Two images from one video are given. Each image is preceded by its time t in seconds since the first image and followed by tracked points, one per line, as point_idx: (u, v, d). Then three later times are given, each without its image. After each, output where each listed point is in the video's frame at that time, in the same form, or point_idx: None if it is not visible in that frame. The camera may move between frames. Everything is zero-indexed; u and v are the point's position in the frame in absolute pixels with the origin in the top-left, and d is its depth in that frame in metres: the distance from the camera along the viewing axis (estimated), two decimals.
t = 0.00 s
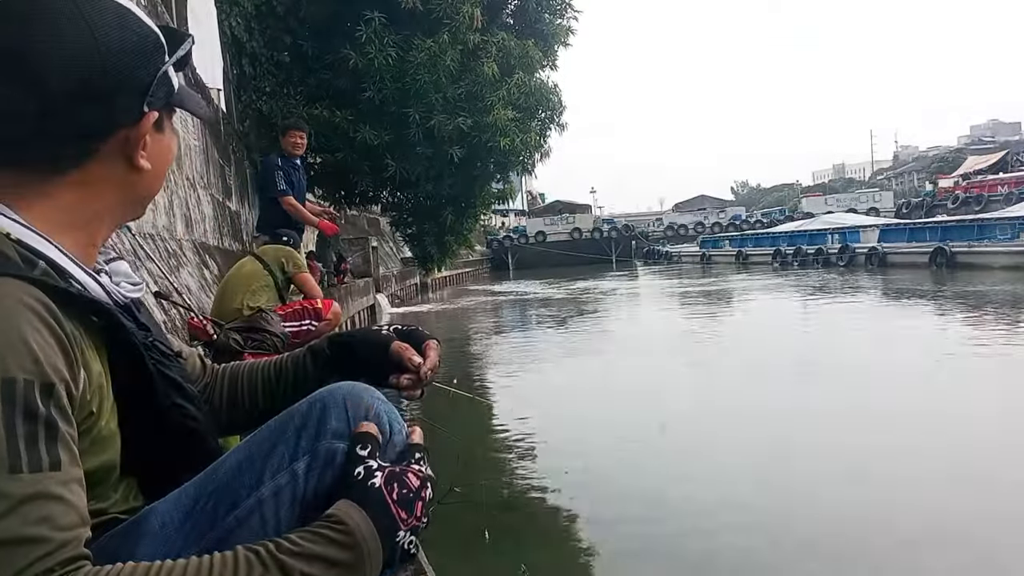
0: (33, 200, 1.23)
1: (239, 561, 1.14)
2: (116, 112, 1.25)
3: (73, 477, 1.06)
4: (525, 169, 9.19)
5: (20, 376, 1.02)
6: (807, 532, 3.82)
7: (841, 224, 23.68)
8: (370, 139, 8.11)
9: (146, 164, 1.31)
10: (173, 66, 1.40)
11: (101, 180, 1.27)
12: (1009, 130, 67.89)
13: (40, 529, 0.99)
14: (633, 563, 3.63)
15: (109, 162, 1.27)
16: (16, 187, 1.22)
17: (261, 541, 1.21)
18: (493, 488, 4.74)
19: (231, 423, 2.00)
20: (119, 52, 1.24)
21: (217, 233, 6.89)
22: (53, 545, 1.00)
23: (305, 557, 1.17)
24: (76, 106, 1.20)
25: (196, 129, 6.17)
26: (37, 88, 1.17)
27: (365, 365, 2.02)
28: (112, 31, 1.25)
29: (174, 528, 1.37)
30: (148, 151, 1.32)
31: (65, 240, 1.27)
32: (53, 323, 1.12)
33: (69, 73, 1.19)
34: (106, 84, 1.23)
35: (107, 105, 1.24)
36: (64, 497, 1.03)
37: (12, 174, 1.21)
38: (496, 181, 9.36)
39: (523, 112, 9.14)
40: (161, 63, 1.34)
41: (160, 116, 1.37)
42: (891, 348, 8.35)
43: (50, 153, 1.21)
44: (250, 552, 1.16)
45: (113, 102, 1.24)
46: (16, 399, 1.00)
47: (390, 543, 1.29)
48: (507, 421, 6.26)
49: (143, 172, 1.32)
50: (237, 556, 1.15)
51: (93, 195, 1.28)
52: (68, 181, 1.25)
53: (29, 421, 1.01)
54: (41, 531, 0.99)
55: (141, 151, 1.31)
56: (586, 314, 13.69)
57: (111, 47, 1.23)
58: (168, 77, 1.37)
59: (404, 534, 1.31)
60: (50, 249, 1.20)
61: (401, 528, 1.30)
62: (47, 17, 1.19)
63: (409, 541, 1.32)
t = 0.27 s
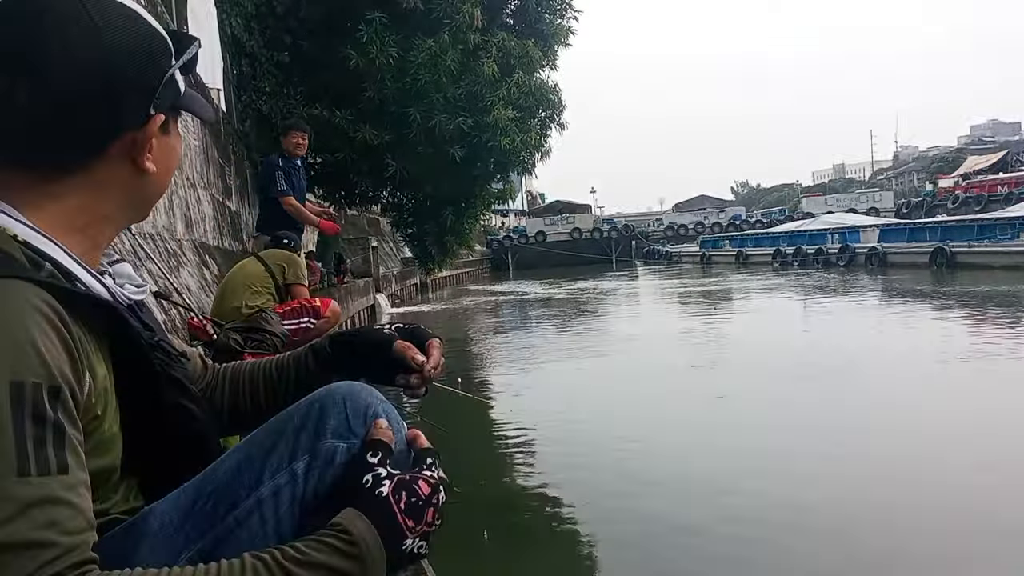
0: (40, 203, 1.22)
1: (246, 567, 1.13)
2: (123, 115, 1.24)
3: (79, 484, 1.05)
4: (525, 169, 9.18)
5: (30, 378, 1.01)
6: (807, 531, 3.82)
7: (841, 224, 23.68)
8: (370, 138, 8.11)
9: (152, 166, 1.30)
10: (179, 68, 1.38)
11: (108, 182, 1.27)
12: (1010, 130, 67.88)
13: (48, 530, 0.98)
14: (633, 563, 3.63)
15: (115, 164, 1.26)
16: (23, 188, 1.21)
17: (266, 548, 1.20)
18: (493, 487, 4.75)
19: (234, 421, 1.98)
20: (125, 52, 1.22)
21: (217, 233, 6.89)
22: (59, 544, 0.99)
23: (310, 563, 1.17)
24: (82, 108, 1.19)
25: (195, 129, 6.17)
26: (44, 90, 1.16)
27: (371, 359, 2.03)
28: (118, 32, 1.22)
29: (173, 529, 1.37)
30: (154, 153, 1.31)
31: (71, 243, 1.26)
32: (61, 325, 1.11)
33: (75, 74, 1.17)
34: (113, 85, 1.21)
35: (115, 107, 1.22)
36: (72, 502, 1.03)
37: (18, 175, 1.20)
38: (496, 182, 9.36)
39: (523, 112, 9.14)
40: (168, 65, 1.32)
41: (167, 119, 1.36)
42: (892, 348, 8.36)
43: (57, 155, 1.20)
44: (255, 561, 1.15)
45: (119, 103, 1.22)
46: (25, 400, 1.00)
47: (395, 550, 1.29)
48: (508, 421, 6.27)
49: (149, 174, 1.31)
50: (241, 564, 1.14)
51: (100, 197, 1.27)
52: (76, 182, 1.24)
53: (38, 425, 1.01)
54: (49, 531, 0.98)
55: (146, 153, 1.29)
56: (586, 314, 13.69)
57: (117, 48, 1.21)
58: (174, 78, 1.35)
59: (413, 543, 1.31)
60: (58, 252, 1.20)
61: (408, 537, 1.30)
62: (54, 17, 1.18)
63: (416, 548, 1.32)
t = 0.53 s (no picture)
0: (40, 202, 1.22)
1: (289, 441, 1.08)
2: (126, 117, 1.22)
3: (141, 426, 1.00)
4: (525, 169, 9.18)
5: (71, 333, 0.97)
6: (806, 532, 3.82)
7: (841, 224, 23.69)
8: (370, 138, 8.11)
9: (154, 167, 1.29)
10: (183, 69, 1.37)
11: (110, 182, 1.26)
12: (1010, 130, 67.87)
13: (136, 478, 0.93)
14: (632, 564, 3.62)
15: (117, 163, 1.25)
16: (24, 186, 1.21)
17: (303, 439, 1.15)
18: (493, 488, 4.74)
19: (256, 391, 1.76)
20: (131, 53, 1.21)
21: (218, 233, 6.90)
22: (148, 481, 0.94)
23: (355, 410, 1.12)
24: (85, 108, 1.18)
25: (195, 129, 6.16)
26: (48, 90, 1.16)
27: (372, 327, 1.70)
28: (125, 33, 1.21)
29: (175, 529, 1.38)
30: (157, 154, 1.30)
31: (68, 240, 1.26)
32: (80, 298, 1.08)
33: (80, 75, 1.17)
34: (116, 87, 1.19)
35: (118, 108, 1.21)
36: (143, 435, 0.98)
37: (20, 172, 1.20)
38: (496, 181, 9.36)
39: (523, 111, 9.13)
40: (173, 67, 1.30)
41: (172, 120, 1.34)
42: (892, 348, 8.35)
43: (59, 154, 1.20)
44: (308, 432, 1.09)
45: (123, 104, 1.21)
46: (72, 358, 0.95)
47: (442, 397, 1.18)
48: (508, 421, 6.26)
49: (151, 175, 1.29)
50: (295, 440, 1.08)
51: (101, 199, 1.26)
52: (78, 182, 1.23)
53: (92, 378, 0.96)
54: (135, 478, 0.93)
55: (150, 153, 1.28)
56: (586, 313, 13.70)
57: (124, 49, 1.20)
58: (180, 80, 1.34)
59: (452, 383, 1.20)
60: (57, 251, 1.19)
61: (445, 376, 1.20)
62: (60, 17, 1.18)
63: (463, 396, 1.20)
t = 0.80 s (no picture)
0: (46, 197, 1.23)
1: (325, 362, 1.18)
2: (133, 116, 1.23)
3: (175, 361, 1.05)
4: (525, 169, 9.18)
5: (90, 297, 1.00)
6: (807, 532, 3.82)
7: (841, 224, 23.70)
8: (371, 138, 8.11)
9: (158, 165, 1.29)
10: (187, 67, 1.36)
11: (115, 179, 1.26)
12: (1010, 130, 67.87)
13: (195, 398, 1.00)
14: (632, 564, 3.62)
15: (122, 162, 1.26)
16: (31, 182, 1.21)
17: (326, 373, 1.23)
18: (494, 488, 4.75)
19: (253, 376, 1.76)
20: (138, 54, 1.21)
21: (218, 233, 6.90)
22: (209, 400, 1.01)
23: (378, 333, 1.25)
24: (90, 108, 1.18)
25: (196, 129, 6.17)
26: (54, 89, 1.16)
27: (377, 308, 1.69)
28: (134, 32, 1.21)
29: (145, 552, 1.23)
30: (161, 152, 1.30)
31: (74, 236, 1.26)
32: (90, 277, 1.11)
33: (84, 75, 1.17)
34: (123, 88, 1.20)
35: (123, 107, 1.21)
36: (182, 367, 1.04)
37: (23, 167, 1.20)
38: (496, 181, 9.37)
39: (523, 111, 9.13)
40: (180, 65, 1.30)
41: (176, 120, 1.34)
42: (891, 348, 8.36)
43: (66, 151, 1.20)
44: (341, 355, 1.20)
45: (128, 104, 1.21)
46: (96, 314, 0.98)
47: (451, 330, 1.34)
48: (508, 421, 6.27)
49: (155, 174, 1.30)
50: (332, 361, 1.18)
51: (103, 197, 1.27)
52: (82, 180, 1.24)
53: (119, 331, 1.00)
54: (192, 399, 1.00)
55: (154, 151, 1.28)
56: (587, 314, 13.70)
57: (130, 48, 1.20)
58: (186, 81, 1.33)
59: (457, 317, 1.36)
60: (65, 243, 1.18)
61: (448, 309, 1.37)
62: (68, 15, 1.17)
63: (469, 329, 1.36)
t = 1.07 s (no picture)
0: (42, 194, 1.23)
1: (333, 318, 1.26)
2: (128, 111, 1.23)
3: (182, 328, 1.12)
4: (525, 169, 9.19)
5: (82, 274, 1.07)
6: (806, 531, 3.82)
7: (841, 224, 23.69)
8: (370, 138, 8.11)
9: (152, 163, 1.29)
10: (180, 64, 1.36)
11: (109, 177, 1.26)
12: (1010, 130, 67.85)
13: (204, 348, 1.08)
14: (632, 563, 3.63)
15: (116, 158, 1.26)
16: (25, 180, 1.21)
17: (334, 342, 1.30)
18: (493, 487, 4.75)
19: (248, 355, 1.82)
20: (131, 47, 1.20)
21: (218, 233, 6.90)
22: (221, 348, 1.09)
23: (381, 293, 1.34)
24: (83, 104, 1.18)
25: (195, 128, 6.16)
26: (47, 82, 1.15)
27: (356, 283, 1.72)
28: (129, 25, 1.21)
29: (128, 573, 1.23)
30: (156, 148, 1.30)
31: (70, 232, 1.26)
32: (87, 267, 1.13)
33: (77, 69, 1.16)
34: (116, 82, 1.20)
35: (116, 102, 1.21)
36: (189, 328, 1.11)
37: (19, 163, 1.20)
38: (496, 181, 9.38)
39: (523, 111, 9.13)
40: (173, 62, 1.30)
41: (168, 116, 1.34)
42: (891, 348, 8.37)
43: (62, 147, 1.20)
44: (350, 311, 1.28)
45: (122, 98, 1.21)
46: (90, 287, 1.05)
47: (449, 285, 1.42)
48: (508, 421, 6.27)
49: (149, 171, 1.30)
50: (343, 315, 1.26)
51: (99, 194, 1.27)
52: (77, 178, 1.24)
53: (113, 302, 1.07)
54: (200, 349, 1.07)
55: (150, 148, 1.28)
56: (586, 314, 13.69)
57: (124, 46, 1.19)
58: (178, 77, 1.33)
59: (453, 273, 1.44)
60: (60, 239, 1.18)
61: (442, 269, 1.45)
62: (60, 10, 1.16)
63: (466, 282, 1.45)
